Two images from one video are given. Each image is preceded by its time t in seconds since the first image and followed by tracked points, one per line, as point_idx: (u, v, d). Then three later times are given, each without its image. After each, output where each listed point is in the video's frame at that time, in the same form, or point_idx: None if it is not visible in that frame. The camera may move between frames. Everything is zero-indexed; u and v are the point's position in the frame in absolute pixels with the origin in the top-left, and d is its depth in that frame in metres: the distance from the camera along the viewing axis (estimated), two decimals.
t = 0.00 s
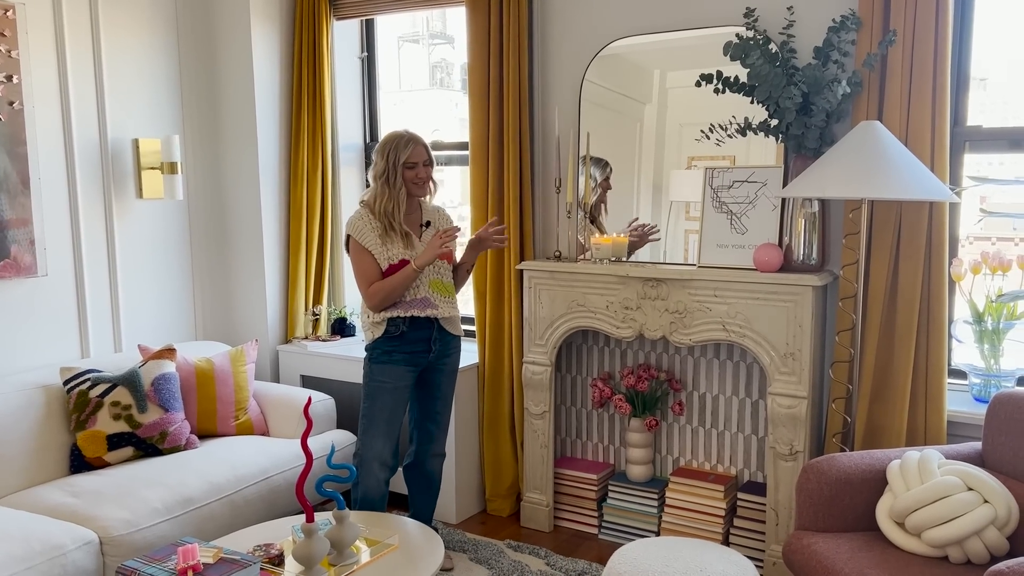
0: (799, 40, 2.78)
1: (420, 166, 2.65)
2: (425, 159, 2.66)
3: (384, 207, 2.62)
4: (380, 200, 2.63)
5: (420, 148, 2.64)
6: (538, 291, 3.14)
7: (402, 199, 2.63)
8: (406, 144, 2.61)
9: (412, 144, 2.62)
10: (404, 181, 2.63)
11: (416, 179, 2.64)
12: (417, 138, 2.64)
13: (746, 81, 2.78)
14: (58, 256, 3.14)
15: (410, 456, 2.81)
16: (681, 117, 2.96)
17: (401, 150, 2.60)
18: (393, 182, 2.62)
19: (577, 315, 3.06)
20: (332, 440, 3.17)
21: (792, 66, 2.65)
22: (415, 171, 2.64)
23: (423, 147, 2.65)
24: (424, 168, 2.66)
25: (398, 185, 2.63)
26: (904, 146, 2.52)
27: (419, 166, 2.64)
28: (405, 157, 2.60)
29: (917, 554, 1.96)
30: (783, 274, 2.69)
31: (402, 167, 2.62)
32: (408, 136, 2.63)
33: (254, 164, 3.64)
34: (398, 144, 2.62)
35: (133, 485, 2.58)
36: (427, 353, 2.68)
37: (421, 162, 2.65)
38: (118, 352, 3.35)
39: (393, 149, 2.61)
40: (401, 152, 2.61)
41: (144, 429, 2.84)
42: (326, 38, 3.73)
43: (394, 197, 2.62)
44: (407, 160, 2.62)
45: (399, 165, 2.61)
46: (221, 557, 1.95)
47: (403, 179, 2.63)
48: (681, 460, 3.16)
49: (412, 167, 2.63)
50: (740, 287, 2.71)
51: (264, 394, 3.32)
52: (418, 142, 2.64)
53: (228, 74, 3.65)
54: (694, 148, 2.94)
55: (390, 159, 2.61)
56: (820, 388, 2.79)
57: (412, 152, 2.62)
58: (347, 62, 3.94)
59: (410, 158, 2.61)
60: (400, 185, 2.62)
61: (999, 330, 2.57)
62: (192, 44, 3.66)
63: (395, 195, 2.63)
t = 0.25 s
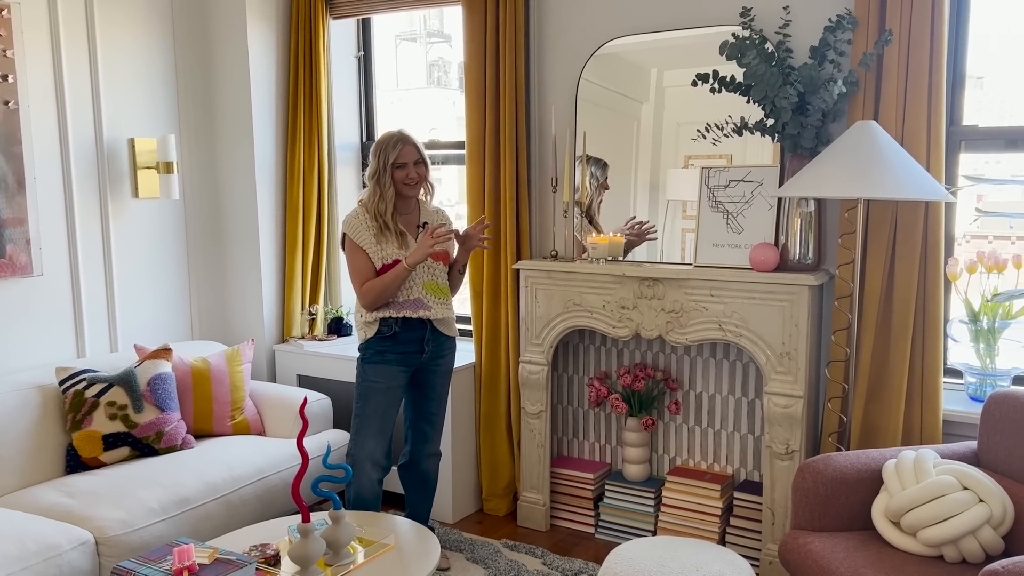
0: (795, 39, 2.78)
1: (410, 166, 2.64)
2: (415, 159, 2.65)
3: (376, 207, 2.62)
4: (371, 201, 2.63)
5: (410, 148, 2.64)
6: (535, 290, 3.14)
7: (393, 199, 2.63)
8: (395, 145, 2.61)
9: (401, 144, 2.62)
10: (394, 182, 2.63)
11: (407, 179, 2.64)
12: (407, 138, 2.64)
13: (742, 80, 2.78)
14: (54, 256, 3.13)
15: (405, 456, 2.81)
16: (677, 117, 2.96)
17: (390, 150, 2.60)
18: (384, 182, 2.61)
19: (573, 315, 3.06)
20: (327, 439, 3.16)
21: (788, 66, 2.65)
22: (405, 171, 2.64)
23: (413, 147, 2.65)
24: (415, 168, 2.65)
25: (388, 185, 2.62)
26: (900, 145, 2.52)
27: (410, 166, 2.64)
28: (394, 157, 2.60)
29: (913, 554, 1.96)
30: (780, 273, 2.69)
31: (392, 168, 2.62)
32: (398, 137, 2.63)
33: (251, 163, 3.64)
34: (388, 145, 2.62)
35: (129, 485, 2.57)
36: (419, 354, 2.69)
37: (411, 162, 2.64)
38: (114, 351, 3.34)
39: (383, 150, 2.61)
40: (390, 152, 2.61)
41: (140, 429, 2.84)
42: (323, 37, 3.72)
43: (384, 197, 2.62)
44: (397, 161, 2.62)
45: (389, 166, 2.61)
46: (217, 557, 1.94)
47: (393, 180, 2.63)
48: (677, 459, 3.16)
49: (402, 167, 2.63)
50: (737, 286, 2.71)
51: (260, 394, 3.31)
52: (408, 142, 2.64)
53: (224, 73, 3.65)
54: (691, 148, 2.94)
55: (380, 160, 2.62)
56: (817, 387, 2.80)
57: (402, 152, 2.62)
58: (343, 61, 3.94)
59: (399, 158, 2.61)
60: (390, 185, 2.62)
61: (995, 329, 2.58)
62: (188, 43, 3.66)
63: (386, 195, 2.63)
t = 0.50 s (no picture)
0: (791, 39, 2.78)
1: (407, 165, 2.63)
2: (413, 157, 2.64)
3: (371, 206, 2.62)
4: (369, 200, 2.62)
5: (407, 147, 2.63)
6: (532, 290, 3.14)
7: (390, 198, 2.62)
8: (392, 144, 2.60)
9: (399, 143, 2.61)
10: (391, 180, 2.62)
11: (404, 178, 2.63)
12: (404, 137, 2.63)
13: (738, 80, 2.78)
14: (49, 256, 3.13)
15: (400, 456, 2.81)
16: (674, 116, 2.96)
17: (388, 149, 2.59)
18: (381, 181, 2.61)
19: (570, 315, 3.06)
20: (324, 439, 3.16)
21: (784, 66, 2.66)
22: (403, 170, 2.63)
23: (411, 145, 2.64)
24: (412, 167, 2.64)
25: (385, 185, 2.61)
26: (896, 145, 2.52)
27: (407, 165, 2.63)
28: (392, 156, 2.59)
29: (908, 553, 1.96)
30: (776, 272, 2.70)
31: (390, 166, 2.61)
32: (395, 135, 2.62)
33: (247, 163, 3.63)
34: (385, 143, 2.60)
35: (125, 485, 2.57)
36: (413, 353, 2.68)
37: (409, 161, 2.63)
38: (110, 351, 3.34)
39: (381, 148, 2.60)
40: (388, 151, 2.59)
41: (136, 428, 2.84)
42: (320, 36, 3.72)
43: (381, 196, 2.61)
44: (394, 159, 2.61)
45: (386, 165, 2.60)
46: (212, 557, 1.94)
47: (391, 178, 2.62)
48: (674, 458, 3.17)
49: (400, 166, 2.62)
50: (733, 286, 2.72)
51: (256, 393, 3.31)
52: (405, 141, 2.63)
53: (221, 72, 3.64)
54: (688, 147, 2.94)
55: (377, 159, 2.60)
56: (813, 387, 2.80)
57: (399, 151, 2.61)
58: (340, 60, 3.93)
59: (396, 157, 2.60)
60: (387, 184, 2.61)
61: (990, 329, 2.58)
62: (185, 42, 3.65)
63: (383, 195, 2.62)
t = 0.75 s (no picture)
0: (789, 38, 2.78)
1: (405, 163, 2.63)
2: (410, 156, 2.64)
3: (368, 205, 2.61)
4: (366, 199, 2.61)
5: (404, 146, 2.62)
6: (530, 289, 3.14)
7: (387, 197, 2.62)
8: (390, 142, 2.60)
9: (396, 141, 2.60)
10: (388, 179, 2.62)
11: (401, 177, 2.63)
12: (402, 135, 2.63)
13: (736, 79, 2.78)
14: (46, 254, 3.12)
15: (398, 455, 2.81)
16: (672, 115, 2.96)
17: (385, 147, 2.59)
18: (378, 180, 2.60)
19: (568, 314, 3.06)
20: (321, 438, 3.16)
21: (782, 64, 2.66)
22: (401, 169, 2.63)
23: (408, 144, 2.63)
24: (409, 166, 2.64)
25: (383, 183, 2.61)
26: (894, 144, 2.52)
27: (404, 163, 2.63)
28: (389, 154, 2.59)
29: (905, 551, 1.96)
30: (774, 271, 2.70)
31: (387, 165, 2.61)
32: (393, 134, 2.62)
33: (245, 162, 3.63)
34: (383, 141, 2.60)
35: (122, 484, 2.57)
36: (410, 352, 2.68)
37: (406, 159, 2.63)
38: (108, 351, 3.33)
39: (378, 147, 2.60)
40: (385, 150, 2.59)
41: (133, 428, 2.83)
42: (318, 36, 3.71)
43: (378, 195, 2.61)
44: (392, 158, 2.60)
45: (384, 164, 2.60)
46: (209, 557, 1.94)
47: (388, 177, 2.62)
48: (672, 458, 3.17)
49: (397, 165, 2.62)
50: (731, 285, 2.72)
51: (254, 393, 3.31)
52: (403, 140, 2.62)
53: (219, 71, 3.64)
54: (686, 147, 2.94)
55: (375, 157, 2.60)
56: (811, 386, 2.80)
57: (397, 150, 2.60)
58: (338, 59, 3.93)
59: (394, 155, 2.60)
60: (384, 182, 2.61)
61: (988, 328, 2.58)
62: (182, 41, 3.65)
63: (380, 193, 2.62)
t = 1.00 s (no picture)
0: (788, 38, 2.78)
1: (407, 163, 2.63)
2: (413, 156, 2.64)
3: (369, 204, 2.60)
4: (368, 198, 2.60)
5: (407, 146, 2.62)
6: (529, 289, 3.14)
7: (388, 197, 2.61)
8: (393, 141, 2.60)
9: (399, 141, 2.60)
10: (390, 178, 2.61)
11: (403, 176, 2.63)
12: (404, 135, 2.63)
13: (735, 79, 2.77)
14: (45, 254, 3.12)
15: (397, 455, 2.80)
16: (671, 115, 2.96)
17: (389, 146, 2.59)
18: (380, 179, 2.60)
19: (567, 313, 3.06)
20: (321, 438, 3.16)
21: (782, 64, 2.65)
22: (403, 168, 2.62)
23: (411, 144, 2.64)
24: (412, 166, 2.64)
25: (385, 182, 2.60)
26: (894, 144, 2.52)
27: (407, 163, 2.62)
28: (392, 153, 2.59)
29: (906, 551, 1.96)
30: (773, 271, 2.70)
31: (389, 164, 2.60)
32: (396, 133, 2.62)
33: (244, 162, 3.62)
34: (385, 140, 2.60)
35: (121, 484, 2.56)
36: (408, 353, 2.68)
37: (409, 159, 2.63)
38: (106, 351, 3.33)
39: (381, 145, 2.60)
40: (388, 149, 2.59)
41: (132, 427, 2.83)
42: (316, 35, 3.71)
43: (379, 194, 2.60)
44: (395, 157, 2.60)
45: (386, 162, 2.59)
46: (208, 557, 1.93)
47: (390, 176, 2.62)
48: (671, 458, 3.17)
49: (400, 164, 2.62)
50: (731, 285, 2.71)
51: (253, 393, 3.30)
52: (406, 140, 2.62)
53: (218, 71, 3.63)
54: (686, 147, 2.94)
55: (377, 156, 2.59)
56: (811, 386, 2.80)
57: (400, 149, 2.60)
58: (337, 59, 3.92)
59: (397, 154, 2.60)
60: (386, 181, 2.60)
61: (988, 327, 2.58)
62: (181, 40, 3.64)
63: (381, 193, 2.61)
